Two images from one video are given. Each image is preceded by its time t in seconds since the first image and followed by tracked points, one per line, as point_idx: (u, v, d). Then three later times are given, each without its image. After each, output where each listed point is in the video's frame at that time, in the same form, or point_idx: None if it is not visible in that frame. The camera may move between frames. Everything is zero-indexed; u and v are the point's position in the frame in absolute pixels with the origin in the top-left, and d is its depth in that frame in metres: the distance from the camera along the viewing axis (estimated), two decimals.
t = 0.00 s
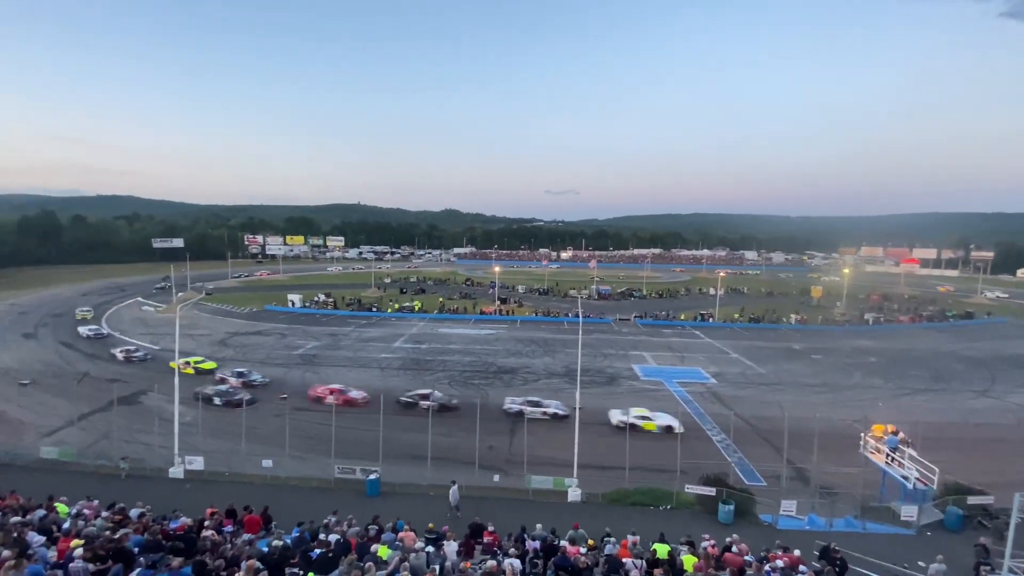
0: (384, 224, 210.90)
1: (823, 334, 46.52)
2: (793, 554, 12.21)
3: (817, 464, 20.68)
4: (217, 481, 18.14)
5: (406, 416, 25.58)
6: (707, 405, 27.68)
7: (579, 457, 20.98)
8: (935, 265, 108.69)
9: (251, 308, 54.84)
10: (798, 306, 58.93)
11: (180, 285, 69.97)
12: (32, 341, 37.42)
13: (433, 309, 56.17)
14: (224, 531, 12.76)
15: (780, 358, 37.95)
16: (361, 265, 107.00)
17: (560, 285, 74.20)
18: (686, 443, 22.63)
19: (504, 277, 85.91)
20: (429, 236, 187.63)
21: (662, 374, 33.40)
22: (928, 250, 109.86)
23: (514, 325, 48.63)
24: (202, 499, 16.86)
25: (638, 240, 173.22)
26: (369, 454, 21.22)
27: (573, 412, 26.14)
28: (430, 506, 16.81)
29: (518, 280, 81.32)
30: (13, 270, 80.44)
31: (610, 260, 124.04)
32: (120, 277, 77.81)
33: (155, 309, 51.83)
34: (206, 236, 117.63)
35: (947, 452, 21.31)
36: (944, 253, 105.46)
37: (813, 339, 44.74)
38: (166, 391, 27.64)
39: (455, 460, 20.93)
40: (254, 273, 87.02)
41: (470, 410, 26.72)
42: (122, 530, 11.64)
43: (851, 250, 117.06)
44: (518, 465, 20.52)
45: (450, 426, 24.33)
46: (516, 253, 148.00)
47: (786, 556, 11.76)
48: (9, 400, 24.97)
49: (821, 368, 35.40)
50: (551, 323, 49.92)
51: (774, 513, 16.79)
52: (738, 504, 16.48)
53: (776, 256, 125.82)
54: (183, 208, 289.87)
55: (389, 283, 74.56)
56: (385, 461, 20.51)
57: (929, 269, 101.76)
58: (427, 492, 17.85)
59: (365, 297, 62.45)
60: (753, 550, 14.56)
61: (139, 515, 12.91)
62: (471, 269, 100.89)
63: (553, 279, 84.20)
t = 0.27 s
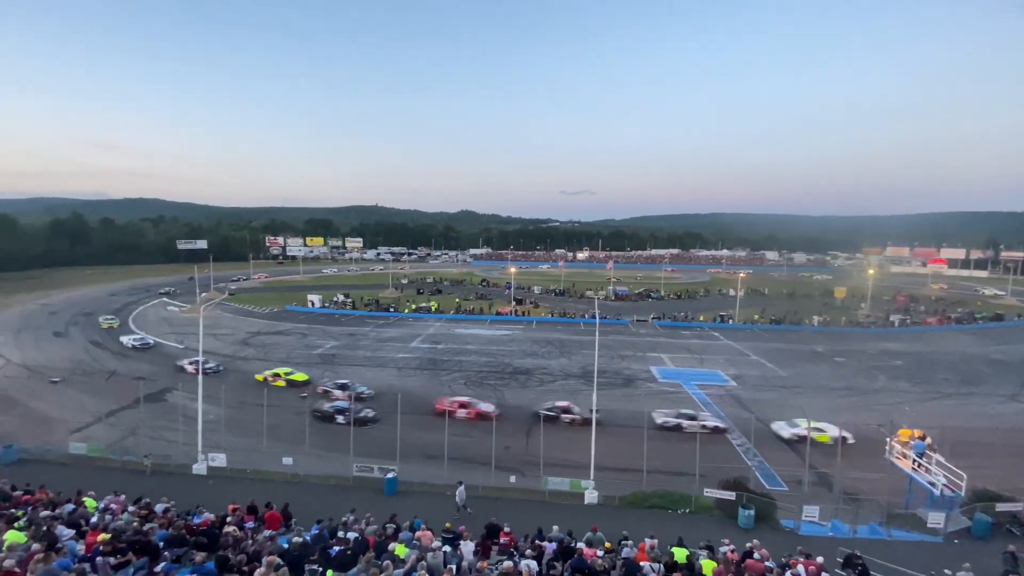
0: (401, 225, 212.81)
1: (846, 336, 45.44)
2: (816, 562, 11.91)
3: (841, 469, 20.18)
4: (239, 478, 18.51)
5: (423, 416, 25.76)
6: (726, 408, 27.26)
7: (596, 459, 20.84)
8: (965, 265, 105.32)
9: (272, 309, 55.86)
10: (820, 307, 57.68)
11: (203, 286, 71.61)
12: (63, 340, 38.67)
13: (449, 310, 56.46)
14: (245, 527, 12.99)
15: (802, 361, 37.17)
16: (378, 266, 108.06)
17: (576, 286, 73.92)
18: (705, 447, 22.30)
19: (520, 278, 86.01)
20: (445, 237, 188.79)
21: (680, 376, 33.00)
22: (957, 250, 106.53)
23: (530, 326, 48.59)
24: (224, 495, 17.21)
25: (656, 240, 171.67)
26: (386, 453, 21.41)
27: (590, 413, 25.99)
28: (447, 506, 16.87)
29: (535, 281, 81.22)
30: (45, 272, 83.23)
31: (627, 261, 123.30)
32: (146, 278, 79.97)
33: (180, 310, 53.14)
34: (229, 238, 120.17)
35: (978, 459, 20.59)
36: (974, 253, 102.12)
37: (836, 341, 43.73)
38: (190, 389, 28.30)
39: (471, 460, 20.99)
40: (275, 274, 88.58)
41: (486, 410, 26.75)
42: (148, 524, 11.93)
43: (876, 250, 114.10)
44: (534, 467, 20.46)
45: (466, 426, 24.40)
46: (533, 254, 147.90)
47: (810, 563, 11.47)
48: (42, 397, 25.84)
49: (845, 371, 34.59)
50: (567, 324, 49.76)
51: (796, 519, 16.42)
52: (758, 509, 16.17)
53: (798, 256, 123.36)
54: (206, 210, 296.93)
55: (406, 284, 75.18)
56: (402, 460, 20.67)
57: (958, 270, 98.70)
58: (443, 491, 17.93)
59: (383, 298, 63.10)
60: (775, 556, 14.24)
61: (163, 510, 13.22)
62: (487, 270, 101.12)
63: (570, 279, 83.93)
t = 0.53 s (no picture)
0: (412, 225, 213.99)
1: (862, 337, 44.74)
2: (832, 566, 11.73)
3: (857, 472, 19.87)
4: (253, 476, 18.75)
5: (434, 416, 25.87)
6: (739, 410, 26.99)
7: (607, 460, 20.76)
8: (985, 265, 103.11)
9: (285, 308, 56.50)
10: (835, 308, 56.88)
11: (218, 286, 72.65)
12: (83, 339, 39.49)
13: (460, 310, 56.64)
14: (259, 524, 13.13)
15: (817, 362, 36.67)
16: (389, 267, 108.69)
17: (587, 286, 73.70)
18: (718, 449, 22.09)
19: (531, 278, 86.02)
20: (456, 237, 189.52)
21: (692, 377, 32.75)
22: (976, 249, 104.43)
23: (541, 326, 48.56)
24: (239, 492, 17.45)
25: (667, 240, 170.66)
26: (397, 451, 21.53)
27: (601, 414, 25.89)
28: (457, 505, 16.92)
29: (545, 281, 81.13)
30: (66, 272, 85.10)
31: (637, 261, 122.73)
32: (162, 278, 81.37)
33: (195, 309, 53.99)
34: (243, 238, 121.83)
35: (999, 463, 20.13)
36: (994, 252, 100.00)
37: (851, 342, 43.09)
38: (205, 388, 28.72)
39: (482, 459, 21.03)
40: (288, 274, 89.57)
41: (497, 410, 26.79)
42: (164, 520, 12.12)
43: (893, 249, 112.17)
44: (545, 467, 20.44)
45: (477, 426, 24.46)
46: (543, 254, 147.82)
47: (825, 568, 11.31)
48: (62, 394, 26.41)
49: (860, 373, 34.07)
50: (577, 324, 49.66)
51: (811, 522, 16.19)
52: (772, 512, 15.98)
53: (812, 256, 121.73)
54: (221, 211, 301.45)
55: (417, 284, 75.56)
56: (413, 459, 20.78)
57: (977, 270, 96.73)
58: (454, 491, 17.98)
59: (394, 298, 63.49)
60: (788, 560, 14.06)
61: (179, 506, 13.44)
62: (498, 270, 101.21)
63: (580, 279, 83.74)
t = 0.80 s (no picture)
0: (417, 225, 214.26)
1: (869, 338, 44.38)
2: (839, 567, 11.66)
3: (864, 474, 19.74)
4: (258, 475, 18.86)
5: (438, 415, 25.89)
6: (744, 410, 26.85)
7: (611, 461, 20.72)
8: (994, 264, 101.98)
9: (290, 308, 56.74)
10: (842, 308, 56.45)
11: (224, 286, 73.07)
12: (91, 338, 39.81)
13: (464, 309, 56.65)
14: (265, 522, 13.20)
15: (823, 363, 36.42)
16: (394, 267, 108.87)
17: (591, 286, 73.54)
18: (723, 449, 22.00)
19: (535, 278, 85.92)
20: (460, 237, 189.71)
21: (697, 377, 32.63)
22: (986, 249, 103.37)
23: (545, 326, 48.50)
24: (244, 491, 17.55)
25: (671, 239, 170.09)
26: (402, 451, 21.58)
27: (606, 414, 25.82)
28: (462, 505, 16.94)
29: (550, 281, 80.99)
30: (74, 272, 85.81)
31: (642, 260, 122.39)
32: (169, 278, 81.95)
33: (201, 309, 54.34)
34: (248, 238, 122.44)
35: (1008, 464, 19.91)
36: (1004, 252, 98.93)
37: (858, 342, 42.76)
38: (211, 387, 28.89)
39: (487, 459, 21.04)
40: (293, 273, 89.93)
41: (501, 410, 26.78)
42: (171, 518, 12.21)
43: (901, 249, 111.20)
44: (549, 467, 20.42)
45: (481, 426, 24.46)
46: (547, 253, 147.60)
47: (832, 569, 11.24)
48: (71, 393, 26.64)
49: (867, 373, 33.81)
50: (582, 324, 49.56)
51: (817, 523, 16.10)
52: (778, 513, 15.90)
53: (819, 255, 120.84)
54: (227, 211, 303.45)
55: (422, 284, 75.67)
56: (418, 459, 20.82)
57: (986, 269, 95.76)
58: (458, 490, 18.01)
59: (399, 297, 63.61)
60: (794, 561, 14.00)
61: (186, 505, 13.53)
62: (502, 270, 101.16)
63: (585, 279, 83.57)
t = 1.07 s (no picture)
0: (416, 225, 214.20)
1: (868, 337, 44.42)
2: (838, 567, 11.66)
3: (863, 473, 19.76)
4: (258, 474, 18.85)
5: (437, 415, 25.88)
6: (743, 410, 26.86)
7: (611, 460, 20.73)
8: (993, 264, 102.11)
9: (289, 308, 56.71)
10: (841, 307, 56.49)
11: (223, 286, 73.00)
12: (90, 338, 39.77)
13: (463, 309, 56.64)
14: (264, 522, 13.19)
15: (822, 362, 36.45)
16: (393, 266, 108.81)
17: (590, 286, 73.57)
18: (722, 449, 22.01)
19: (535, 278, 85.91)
20: (460, 237, 189.74)
21: (696, 377, 32.65)
22: (984, 249, 103.52)
23: (544, 326, 48.51)
24: (244, 491, 17.54)
25: (671, 238, 170.17)
26: (401, 451, 21.57)
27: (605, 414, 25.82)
28: (461, 504, 16.95)
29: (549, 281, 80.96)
30: (73, 272, 85.70)
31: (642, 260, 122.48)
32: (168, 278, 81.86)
33: (200, 309, 54.29)
34: (247, 238, 122.37)
35: (1007, 464, 19.94)
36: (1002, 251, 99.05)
37: (857, 342, 42.78)
38: (210, 387, 28.87)
39: (486, 459, 21.04)
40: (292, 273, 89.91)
41: (500, 410, 26.78)
42: (170, 518, 12.19)
43: (900, 249, 111.28)
44: (549, 467, 20.43)
45: (480, 426, 24.46)
46: (547, 253, 147.64)
47: (831, 569, 11.23)
48: (70, 392, 26.62)
49: (866, 373, 33.85)
50: (581, 324, 49.56)
51: (816, 522, 16.11)
52: (777, 513, 15.92)
53: (818, 255, 120.89)
54: (226, 211, 303.31)
55: (421, 284, 75.65)
56: (417, 458, 20.81)
57: (985, 268, 95.85)
58: (457, 490, 18.01)
59: (398, 297, 63.59)
60: (793, 560, 14.00)
61: (185, 505, 13.51)
62: (501, 269, 101.14)
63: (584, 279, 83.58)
